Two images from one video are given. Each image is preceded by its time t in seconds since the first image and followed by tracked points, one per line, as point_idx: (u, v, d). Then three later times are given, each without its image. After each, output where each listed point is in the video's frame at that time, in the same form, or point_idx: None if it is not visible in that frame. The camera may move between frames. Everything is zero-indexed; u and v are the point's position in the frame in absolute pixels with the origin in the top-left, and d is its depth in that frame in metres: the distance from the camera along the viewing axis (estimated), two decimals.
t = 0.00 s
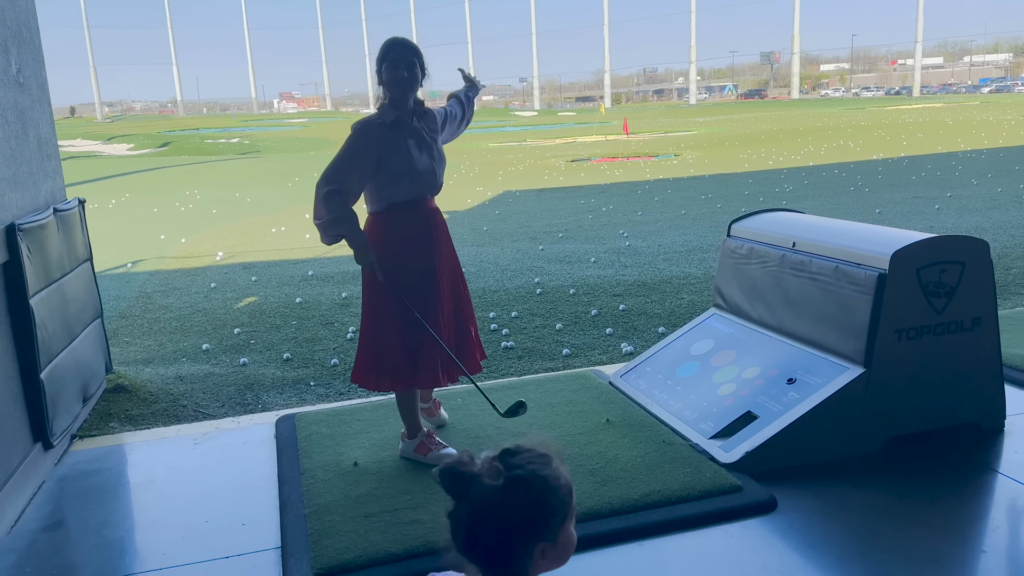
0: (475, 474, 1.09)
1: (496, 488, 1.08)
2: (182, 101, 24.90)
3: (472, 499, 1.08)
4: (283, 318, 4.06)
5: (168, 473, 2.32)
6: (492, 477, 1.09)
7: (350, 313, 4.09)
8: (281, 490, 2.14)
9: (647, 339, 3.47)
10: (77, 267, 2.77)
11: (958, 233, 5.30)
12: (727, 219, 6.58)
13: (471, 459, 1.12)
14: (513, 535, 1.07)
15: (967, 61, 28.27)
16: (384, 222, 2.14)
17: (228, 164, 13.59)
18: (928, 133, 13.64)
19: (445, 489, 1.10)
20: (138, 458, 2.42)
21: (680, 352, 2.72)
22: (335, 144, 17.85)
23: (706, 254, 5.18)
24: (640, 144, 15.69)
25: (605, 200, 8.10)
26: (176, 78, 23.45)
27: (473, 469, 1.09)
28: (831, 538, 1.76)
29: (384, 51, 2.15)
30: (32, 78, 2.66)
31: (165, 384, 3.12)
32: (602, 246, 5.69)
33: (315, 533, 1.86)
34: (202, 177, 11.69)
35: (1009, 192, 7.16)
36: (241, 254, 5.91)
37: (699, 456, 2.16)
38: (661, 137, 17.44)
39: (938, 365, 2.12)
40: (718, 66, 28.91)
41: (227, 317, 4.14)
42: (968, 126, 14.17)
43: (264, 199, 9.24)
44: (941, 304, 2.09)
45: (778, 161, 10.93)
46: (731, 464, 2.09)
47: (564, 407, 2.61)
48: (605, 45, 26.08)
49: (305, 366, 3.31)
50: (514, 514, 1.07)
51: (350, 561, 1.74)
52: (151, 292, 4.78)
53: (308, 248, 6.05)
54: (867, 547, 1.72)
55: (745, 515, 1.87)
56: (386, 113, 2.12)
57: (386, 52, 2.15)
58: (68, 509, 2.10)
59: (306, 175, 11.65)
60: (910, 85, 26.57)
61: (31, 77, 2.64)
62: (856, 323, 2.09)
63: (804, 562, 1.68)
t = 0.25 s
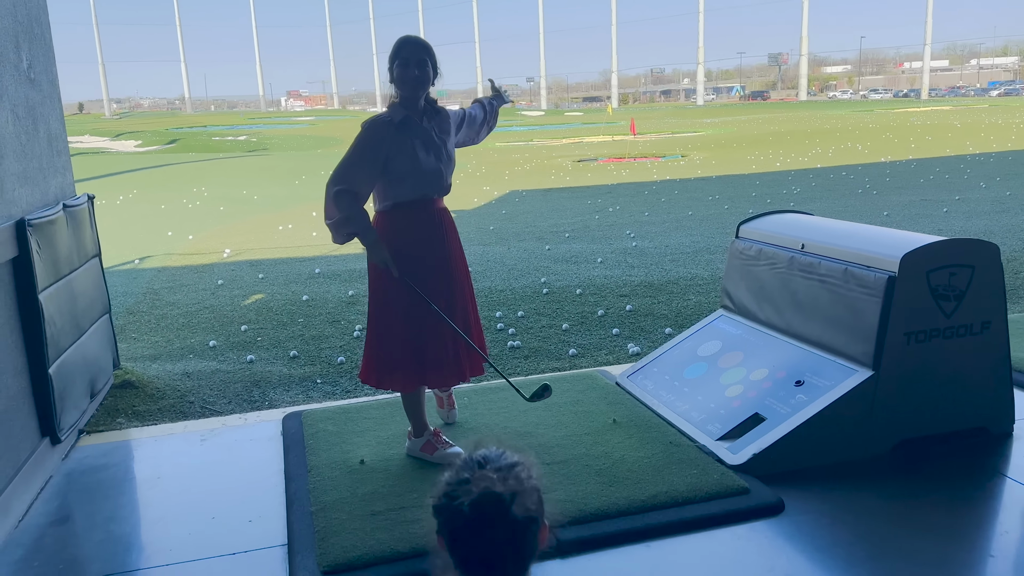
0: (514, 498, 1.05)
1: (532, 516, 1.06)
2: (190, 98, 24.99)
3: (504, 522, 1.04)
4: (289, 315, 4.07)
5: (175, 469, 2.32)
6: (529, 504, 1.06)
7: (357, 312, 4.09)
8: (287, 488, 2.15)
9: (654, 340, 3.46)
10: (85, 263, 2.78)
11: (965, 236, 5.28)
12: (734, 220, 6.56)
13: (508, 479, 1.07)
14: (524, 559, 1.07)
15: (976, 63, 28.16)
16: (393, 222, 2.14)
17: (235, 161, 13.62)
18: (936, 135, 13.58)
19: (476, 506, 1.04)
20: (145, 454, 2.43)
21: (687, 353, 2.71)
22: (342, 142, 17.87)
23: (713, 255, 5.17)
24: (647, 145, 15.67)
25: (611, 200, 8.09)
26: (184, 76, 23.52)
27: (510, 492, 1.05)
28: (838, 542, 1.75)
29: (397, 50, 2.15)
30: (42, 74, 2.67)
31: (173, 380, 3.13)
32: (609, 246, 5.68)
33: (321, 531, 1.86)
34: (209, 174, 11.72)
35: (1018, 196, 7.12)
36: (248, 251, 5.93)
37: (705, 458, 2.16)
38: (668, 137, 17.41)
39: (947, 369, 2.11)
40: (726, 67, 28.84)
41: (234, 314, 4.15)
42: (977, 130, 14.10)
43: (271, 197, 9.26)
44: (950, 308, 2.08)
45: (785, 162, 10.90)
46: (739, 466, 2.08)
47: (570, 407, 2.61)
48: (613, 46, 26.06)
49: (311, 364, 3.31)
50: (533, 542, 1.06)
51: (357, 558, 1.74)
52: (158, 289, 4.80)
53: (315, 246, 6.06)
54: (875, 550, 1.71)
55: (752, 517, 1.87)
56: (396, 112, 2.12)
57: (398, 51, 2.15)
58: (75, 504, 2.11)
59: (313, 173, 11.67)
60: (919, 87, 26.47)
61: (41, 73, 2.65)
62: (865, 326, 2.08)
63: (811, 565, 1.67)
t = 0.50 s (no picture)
0: (506, 492, 1.07)
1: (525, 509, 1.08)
2: (197, 97, 25.05)
3: (498, 518, 1.06)
4: (294, 314, 4.08)
5: (179, 467, 2.33)
6: (519, 499, 1.08)
7: (361, 311, 4.09)
8: (291, 485, 2.15)
9: (658, 342, 3.46)
10: (91, 260, 2.78)
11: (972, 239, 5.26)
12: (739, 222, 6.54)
13: (498, 475, 1.09)
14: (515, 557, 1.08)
15: (983, 67, 28.07)
16: (396, 222, 2.14)
17: (242, 160, 13.64)
18: (943, 139, 13.54)
19: (472, 502, 1.05)
20: (150, 451, 2.44)
21: (691, 355, 2.71)
22: (348, 142, 17.89)
23: (718, 257, 5.16)
24: (653, 146, 15.65)
25: (617, 201, 8.09)
26: (191, 75, 23.58)
27: (502, 488, 1.07)
28: (842, 545, 1.75)
29: (408, 50, 2.15)
30: (51, 71, 2.68)
31: (177, 378, 3.14)
32: (614, 247, 5.67)
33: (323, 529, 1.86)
34: (215, 172, 11.74)
35: None
36: (254, 250, 5.94)
37: (709, 460, 2.15)
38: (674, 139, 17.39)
39: (953, 372, 2.11)
40: (732, 69, 28.81)
41: (239, 312, 4.16)
42: (984, 133, 14.05)
43: (276, 196, 9.27)
44: (956, 311, 2.07)
45: (791, 165, 10.88)
46: (742, 468, 2.08)
47: (574, 407, 2.61)
48: (619, 47, 26.04)
49: (316, 362, 3.32)
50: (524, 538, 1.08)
51: (359, 557, 1.74)
52: (164, 286, 4.81)
53: (320, 245, 6.07)
54: (879, 554, 1.70)
55: (755, 520, 1.86)
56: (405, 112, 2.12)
57: (408, 51, 2.15)
58: (79, 500, 2.12)
59: (319, 172, 11.69)
60: (926, 91, 26.37)
61: (50, 71, 2.66)
62: (870, 329, 2.07)
63: (814, 568, 1.67)
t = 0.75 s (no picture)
0: (509, 481, 1.08)
1: (527, 501, 1.08)
2: (202, 97, 25.10)
3: (499, 506, 1.07)
4: (298, 313, 4.09)
5: (182, 464, 2.33)
6: (523, 492, 1.08)
7: (364, 311, 4.10)
8: (294, 484, 2.15)
9: (662, 343, 3.46)
10: (97, 257, 2.79)
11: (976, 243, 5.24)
12: (743, 225, 6.54)
13: (505, 463, 1.10)
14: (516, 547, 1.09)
15: (988, 71, 28.00)
16: (408, 220, 2.14)
17: (246, 160, 13.66)
18: (948, 143, 13.51)
19: (473, 487, 1.07)
20: (153, 449, 2.44)
21: (695, 357, 2.71)
22: (352, 142, 17.91)
23: (722, 260, 5.16)
24: (657, 148, 15.64)
25: (620, 204, 8.08)
26: (196, 74, 23.63)
27: (506, 477, 1.08)
28: (845, 547, 1.75)
29: (418, 53, 2.15)
30: (57, 70, 2.69)
31: (181, 376, 3.15)
32: (618, 249, 5.67)
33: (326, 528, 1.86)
34: (220, 172, 11.76)
35: None
36: (258, 250, 5.95)
37: (712, 461, 2.15)
38: (678, 141, 17.38)
39: (956, 375, 2.10)
40: (736, 72, 28.79)
41: (242, 311, 4.17)
42: (989, 138, 14.02)
43: (281, 196, 9.28)
44: (961, 314, 2.06)
45: (796, 168, 10.86)
46: (746, 470, 2.07)
47: (578, 408, 2.61)
48: (624, 50, 26.05)
49: (319, 362, 3.32)
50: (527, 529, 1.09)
51: (362, 555, 1.75)
52: (168, 285, 4.82)
53: (324, 245, 6.08)
54: (882, 556, 1.70)
55: (759, 521, 1.86)
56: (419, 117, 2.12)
57: (415, 56, 2.16)
58: (83, 497, 2.13)
59: (323, 173, 11.70)
60: (931, 95, 26.33)
61: (57, 69, 2.67)
62: (874, 331, 2.07)
63: (817, 571, 1.67)
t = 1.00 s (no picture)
0: (529, 476, 1.09)
1: (546, 498, 1.09)
2: (206, 98, 25.16)
3: (518, 500, 1.08)
4: (301, 314, 4.09)
5: (186, 464, 2.33)
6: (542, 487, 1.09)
7: (368, 312, 4.10)
8: (298, 484, 2.15)
9: (665, 346, 3.45)
10: (101, 257, 2.79)
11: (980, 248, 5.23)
12: (747, 228, 6.53)
13: (527, 460, 1.11)
14: (534, 545, 1.09)
15: (992, 75, 27.97)
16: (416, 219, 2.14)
17: (250, 161, 13.69)
18: (952, 147, 13.49)
19: (494, 479, 1.08)
20: (156, 449, 2.44)
21: (699, 359, 2.70)
22: (356, 144, 17.94)
23: (726, 263, 5.15)
24: (660, 151, 15.64)
25: (624, 206, 8.08)
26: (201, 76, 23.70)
27: (525, 471, 1.09)
28: (850, 551, 1.74)
29: (431, 51, 2.13)
30: (63, 69, 2.69)
31: (185, 376, 3.15)
32: (621, 251, 5.67)
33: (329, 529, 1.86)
34: (224, 173, 11.78)
35: None
36: (261, 250, 5.95)
37: (717, 464, 2.14)
38: (681, 145, 17.38)
39: (962, 379, 2.10)
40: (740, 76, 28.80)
41: (246, 312, 4.17)
42: (993, 142, 14.01)
43: (284, 197, 9.30)
44: (966, 318, 2.06)
45: (799, 171, 10.86)
46: (751, 473, 2.07)
47: (581, 410, 2.60)
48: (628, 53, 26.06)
49: (322, 362, 3.32)
50: (544, 528, 1.09)
51: (366, 556, 1.74)
52: (172, 285, 4.82)
53: (328, 246, 6.08)
54: (887, 561, 1.70)
55: (763, 525, 1.86)
56: (428, 117, 2.13)
57: (428, 53, 2.14)
58: (86, 496, 2.13)
59: (327, 174, 11.72)
60: (935, 99, 26.30)
61: (62, 68, 2.67)
62: (879, 335, 2.06)
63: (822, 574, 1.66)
